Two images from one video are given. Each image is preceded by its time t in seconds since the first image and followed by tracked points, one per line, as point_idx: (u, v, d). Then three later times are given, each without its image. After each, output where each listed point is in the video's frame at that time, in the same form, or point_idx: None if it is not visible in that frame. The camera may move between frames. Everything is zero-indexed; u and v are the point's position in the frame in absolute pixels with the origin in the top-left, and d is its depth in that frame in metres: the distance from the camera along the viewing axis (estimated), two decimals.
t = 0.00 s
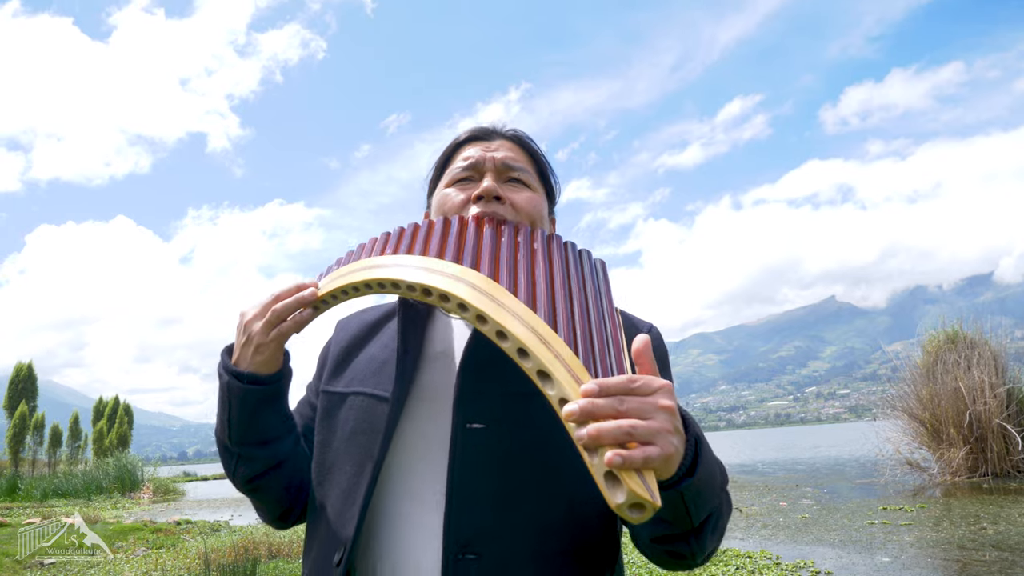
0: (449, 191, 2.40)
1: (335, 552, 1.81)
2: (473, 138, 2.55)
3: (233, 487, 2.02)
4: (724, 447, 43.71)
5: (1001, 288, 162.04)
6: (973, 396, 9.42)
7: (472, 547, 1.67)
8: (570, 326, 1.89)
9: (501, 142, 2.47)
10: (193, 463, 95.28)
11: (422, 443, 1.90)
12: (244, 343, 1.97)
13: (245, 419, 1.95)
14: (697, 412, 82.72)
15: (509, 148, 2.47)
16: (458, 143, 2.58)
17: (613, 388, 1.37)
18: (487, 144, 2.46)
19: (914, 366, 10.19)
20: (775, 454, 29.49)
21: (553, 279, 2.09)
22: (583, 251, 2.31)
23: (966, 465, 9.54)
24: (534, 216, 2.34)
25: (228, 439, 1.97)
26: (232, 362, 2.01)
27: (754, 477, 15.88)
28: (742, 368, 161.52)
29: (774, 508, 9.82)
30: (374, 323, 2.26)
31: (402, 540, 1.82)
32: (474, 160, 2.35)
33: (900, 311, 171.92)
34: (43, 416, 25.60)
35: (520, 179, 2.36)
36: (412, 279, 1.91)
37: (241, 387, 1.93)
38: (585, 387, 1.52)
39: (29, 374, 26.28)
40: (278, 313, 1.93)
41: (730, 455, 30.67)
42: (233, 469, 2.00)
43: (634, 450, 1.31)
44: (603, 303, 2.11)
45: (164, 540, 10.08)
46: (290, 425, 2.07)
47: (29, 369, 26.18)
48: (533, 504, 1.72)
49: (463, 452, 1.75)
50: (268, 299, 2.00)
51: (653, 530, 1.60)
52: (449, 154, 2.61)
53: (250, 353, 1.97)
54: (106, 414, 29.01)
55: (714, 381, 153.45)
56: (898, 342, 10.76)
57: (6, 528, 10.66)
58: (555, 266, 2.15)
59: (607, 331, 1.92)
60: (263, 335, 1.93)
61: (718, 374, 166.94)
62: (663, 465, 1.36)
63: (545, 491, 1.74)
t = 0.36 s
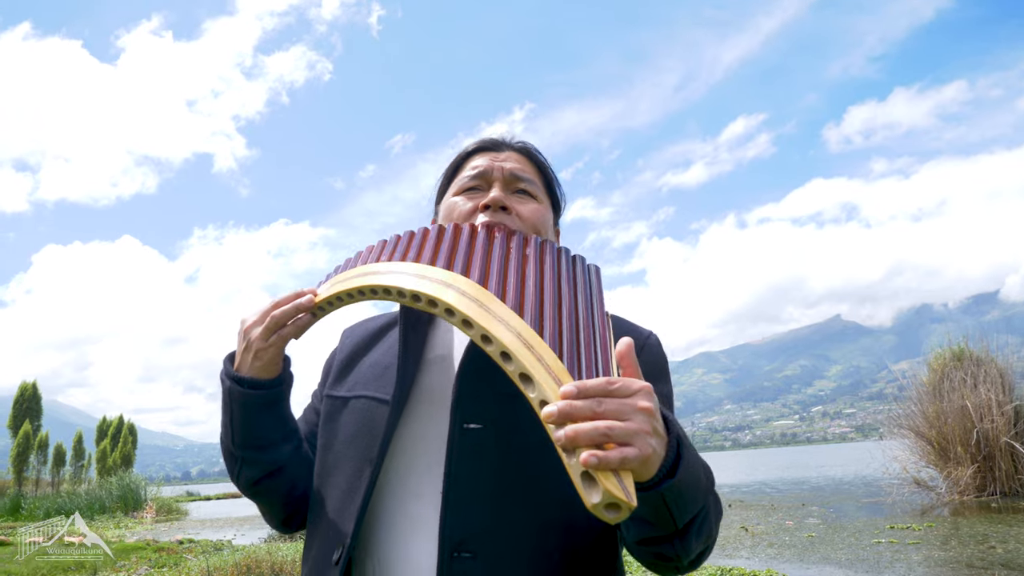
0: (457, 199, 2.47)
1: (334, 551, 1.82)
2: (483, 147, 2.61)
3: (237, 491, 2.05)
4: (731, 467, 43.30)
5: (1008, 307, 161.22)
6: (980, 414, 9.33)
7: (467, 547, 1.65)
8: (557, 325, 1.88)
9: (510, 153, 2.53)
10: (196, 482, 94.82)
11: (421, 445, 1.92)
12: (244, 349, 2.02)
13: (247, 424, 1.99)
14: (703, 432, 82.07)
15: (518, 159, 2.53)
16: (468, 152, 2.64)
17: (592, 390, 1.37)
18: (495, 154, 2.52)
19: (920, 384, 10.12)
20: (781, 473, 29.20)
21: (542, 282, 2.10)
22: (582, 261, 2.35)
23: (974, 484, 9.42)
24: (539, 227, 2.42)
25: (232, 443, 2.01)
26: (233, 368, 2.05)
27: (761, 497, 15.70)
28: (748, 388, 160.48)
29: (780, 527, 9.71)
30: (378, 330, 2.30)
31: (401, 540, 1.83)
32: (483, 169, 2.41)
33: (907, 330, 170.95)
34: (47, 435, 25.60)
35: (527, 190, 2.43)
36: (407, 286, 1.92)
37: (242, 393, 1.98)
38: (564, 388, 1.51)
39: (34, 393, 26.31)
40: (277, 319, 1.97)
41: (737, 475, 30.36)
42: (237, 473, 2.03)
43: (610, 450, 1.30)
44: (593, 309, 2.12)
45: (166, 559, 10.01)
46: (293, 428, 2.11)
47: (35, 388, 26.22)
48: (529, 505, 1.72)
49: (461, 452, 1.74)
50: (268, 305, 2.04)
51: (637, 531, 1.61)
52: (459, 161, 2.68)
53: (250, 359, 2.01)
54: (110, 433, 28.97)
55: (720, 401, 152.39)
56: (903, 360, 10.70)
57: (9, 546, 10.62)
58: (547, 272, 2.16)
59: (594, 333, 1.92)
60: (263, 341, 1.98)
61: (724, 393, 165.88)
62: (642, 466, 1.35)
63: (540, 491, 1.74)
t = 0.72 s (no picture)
0: (452, 190, 2.49)
1: (329, 536, 1.85)
2: (480, 137, 2.60)
3: (240, 479, 2.10)
4: (737, 483, 42.96)
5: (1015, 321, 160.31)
6: (988, 427, 9.26)
7: (459, 535, 1.67)
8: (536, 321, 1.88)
9: (507, 142, 2.52)
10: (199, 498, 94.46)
11: (416, 432, 1.95)
12: (243, 341, 2.05)
13: (247, 414, 2.04)
14: (709, 448, 81.47)
15: (514, 149, 2.52)
16: (467, 140, 2.64)
17: (564, 386, 1.35)
18: (491, 143, 2.52)
19: (927, 398, 10.07)
20: (788, 489, 28.96)
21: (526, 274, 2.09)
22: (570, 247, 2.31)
23: (982, 499, 9.31)
24: (533, 218, 2.41)
25: (235, 432, 2.06)
26: (233, 359, 2.09)
27: (767, 513, 15.54)
28: (754, 403, 159.48)
29: (787, 543, 9.61)
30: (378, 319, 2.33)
31: (397, 527, 1.87)
32: (477, 160, 2.42)
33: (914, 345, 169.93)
34: (52, 450, 25.65)
35: (522, 182, 2.43)
36: (394, 282, 1.91)
37: (241, 384, 2.02)
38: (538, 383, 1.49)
39: (39, 409, 26.33)
40: (272, 313, 1.96)
41: (743, 492, 30.10)
42: (241, 461, 2.08)
43: (579, 448, 1.30)
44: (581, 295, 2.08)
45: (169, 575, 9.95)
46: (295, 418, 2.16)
47: (40, 404, 26.25)
48: (521, 492, 1.73)
49: (451, 440, 1.76)
50: (263, 298, 2.04)
51: (618, 524, 1.56)
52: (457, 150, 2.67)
53: (248, 351, 2.04)
54: (115, 449, 28.95)
55: (726, 416, 151.39)
56: (910, 375, 10.65)
57: (14, 562, 10.60)
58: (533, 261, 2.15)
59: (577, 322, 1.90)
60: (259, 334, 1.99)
61: (730, 408, 164.86)
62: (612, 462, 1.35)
63: (531, 478, 1.75)
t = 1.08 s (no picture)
0: (421, 189, 2.52)
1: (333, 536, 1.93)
2: (445, 127, 2.60)
3: (246, 486, 2.20)
4: (749, 509, 42.31)
5: None
6: (1001, 451, 9.11)
7: (455, 527, 1.76)
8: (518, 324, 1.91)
9: (469, 132, 2.51)
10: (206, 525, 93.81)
11: (407, 429, 2.00)
12: (233, 355, 2.11)
13: (245, 425, 2.11)
14: (720, 473, 80.41)
15: (477, 138, 2.51)
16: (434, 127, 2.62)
17: (546, 398, 1.39)
18: (454, 135, 2.51)
19: (938, 421, 9.97)
20: (801, 514, 28.50)
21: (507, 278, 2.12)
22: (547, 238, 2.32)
23: (997, 524, 9.12)
24: (505, 208, 2.44)
25: (235, 444, 2.14)
26: (226, 373, 2.16)
27: (779, 539, 15.28)
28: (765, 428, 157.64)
29: (798, 567, 9.48)
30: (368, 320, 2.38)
31: (396, 521, 1.93)
32: (442, 156, 2.43)
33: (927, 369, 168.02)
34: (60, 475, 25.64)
35: (488, 172, 2.44)
36: (377, 296, 1.91)
37: (236, 398, 2.10)
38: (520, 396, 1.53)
39: (48, 434, 26.37)
40: (260, 326, 2.02)
41: (756, 517, 29.64)
42: (244, 470, 2.17)
43: (563, 460, 1.34)
44: (562, 288, 2.11)
45: None
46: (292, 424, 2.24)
47: (49, 429, 26.29)
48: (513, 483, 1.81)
49: (443, 435, 1.86)
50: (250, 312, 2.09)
51: (609, 517, 1.60)
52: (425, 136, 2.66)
53: (239, 365, 2.12)
54: (123, 474, 28.90)
55: (736, 441, 149.58)
56: (920, 398, 10.56)
57: None
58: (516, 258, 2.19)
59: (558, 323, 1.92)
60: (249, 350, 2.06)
61: (740, 433, 162.97)
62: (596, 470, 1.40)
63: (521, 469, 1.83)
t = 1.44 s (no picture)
0: (417, 190, 2.54)
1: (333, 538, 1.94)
2: (442, 128, 2.61)
3: (248, 494, 2.23)
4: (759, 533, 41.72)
5: None
6: (1012, 471, 8.97)
7: (455, 526, 1.78)
8: (504, 331, 1.95)
9: (466, 135, 2.54)
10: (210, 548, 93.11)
11: (404, 431, 2.02)
12: (226, 369, 2.11)
13: (242, 435, 2.14)
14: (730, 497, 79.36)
15: (473, 140, 2.54)
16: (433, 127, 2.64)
17: (532, 408, 1.42)
18: (451, 138, 2.54)
19: (948, 442, 9.85)
20: (812, 537, 28.11)
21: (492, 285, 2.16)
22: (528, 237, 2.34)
23: (1010, 546, 8.99)
24: (500, 211, 2.48)
25: (234, 454, 2.17)
26: (220, 386, 2.16)
27: (790, 561, 15.06)
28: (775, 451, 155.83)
29: None
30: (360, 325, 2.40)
31: (395, 521, 1.94)
32: (439, 157, 2.46)
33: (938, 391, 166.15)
34: (66, 497, 25.59)
35: (485, 175, 2.48)
36: (365, 308, 1.92)
37: (231, 410, 2.11)
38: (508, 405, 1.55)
39: (54, 456, 26.34)
40: (249, 340, 2.01)
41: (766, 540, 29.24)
42: (245, 479, 2.20)
43: (551, 468, 1.38)
44: (547, 288, 2.15)
45: None
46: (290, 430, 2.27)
47: (55, 451, 26.27)
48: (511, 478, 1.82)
49: (441, 435, 1.88)
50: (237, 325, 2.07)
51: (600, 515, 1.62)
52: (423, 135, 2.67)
53: (231, 377, 2.12)
54: (129, 495, 28.81)
55: (746, 464, 147.81)
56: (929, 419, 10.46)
57: None
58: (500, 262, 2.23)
59: (544, 327, 1.97)
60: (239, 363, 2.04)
61: (750, 456, 161.12)
62: (584, 474, 1.43)
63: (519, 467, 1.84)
